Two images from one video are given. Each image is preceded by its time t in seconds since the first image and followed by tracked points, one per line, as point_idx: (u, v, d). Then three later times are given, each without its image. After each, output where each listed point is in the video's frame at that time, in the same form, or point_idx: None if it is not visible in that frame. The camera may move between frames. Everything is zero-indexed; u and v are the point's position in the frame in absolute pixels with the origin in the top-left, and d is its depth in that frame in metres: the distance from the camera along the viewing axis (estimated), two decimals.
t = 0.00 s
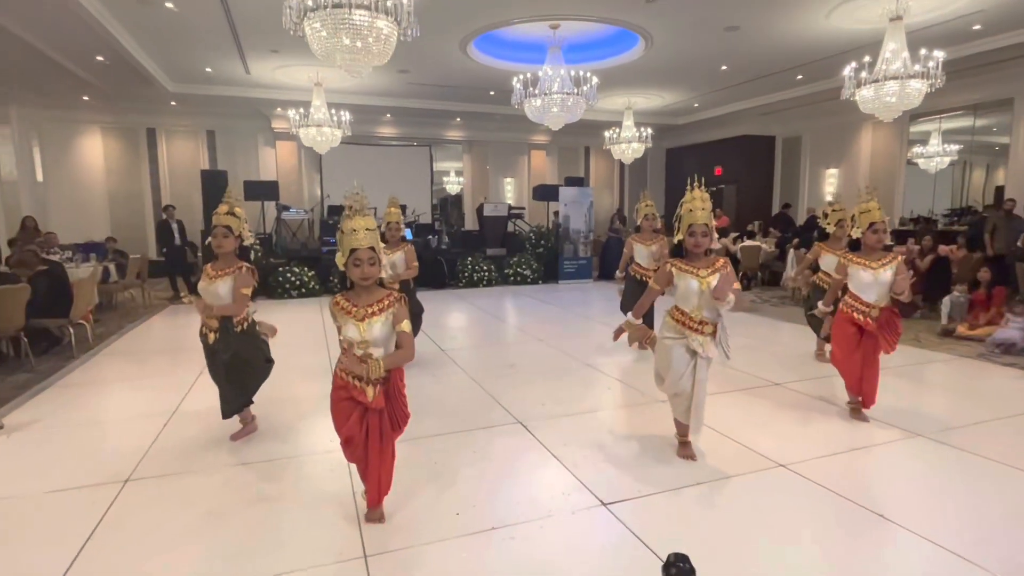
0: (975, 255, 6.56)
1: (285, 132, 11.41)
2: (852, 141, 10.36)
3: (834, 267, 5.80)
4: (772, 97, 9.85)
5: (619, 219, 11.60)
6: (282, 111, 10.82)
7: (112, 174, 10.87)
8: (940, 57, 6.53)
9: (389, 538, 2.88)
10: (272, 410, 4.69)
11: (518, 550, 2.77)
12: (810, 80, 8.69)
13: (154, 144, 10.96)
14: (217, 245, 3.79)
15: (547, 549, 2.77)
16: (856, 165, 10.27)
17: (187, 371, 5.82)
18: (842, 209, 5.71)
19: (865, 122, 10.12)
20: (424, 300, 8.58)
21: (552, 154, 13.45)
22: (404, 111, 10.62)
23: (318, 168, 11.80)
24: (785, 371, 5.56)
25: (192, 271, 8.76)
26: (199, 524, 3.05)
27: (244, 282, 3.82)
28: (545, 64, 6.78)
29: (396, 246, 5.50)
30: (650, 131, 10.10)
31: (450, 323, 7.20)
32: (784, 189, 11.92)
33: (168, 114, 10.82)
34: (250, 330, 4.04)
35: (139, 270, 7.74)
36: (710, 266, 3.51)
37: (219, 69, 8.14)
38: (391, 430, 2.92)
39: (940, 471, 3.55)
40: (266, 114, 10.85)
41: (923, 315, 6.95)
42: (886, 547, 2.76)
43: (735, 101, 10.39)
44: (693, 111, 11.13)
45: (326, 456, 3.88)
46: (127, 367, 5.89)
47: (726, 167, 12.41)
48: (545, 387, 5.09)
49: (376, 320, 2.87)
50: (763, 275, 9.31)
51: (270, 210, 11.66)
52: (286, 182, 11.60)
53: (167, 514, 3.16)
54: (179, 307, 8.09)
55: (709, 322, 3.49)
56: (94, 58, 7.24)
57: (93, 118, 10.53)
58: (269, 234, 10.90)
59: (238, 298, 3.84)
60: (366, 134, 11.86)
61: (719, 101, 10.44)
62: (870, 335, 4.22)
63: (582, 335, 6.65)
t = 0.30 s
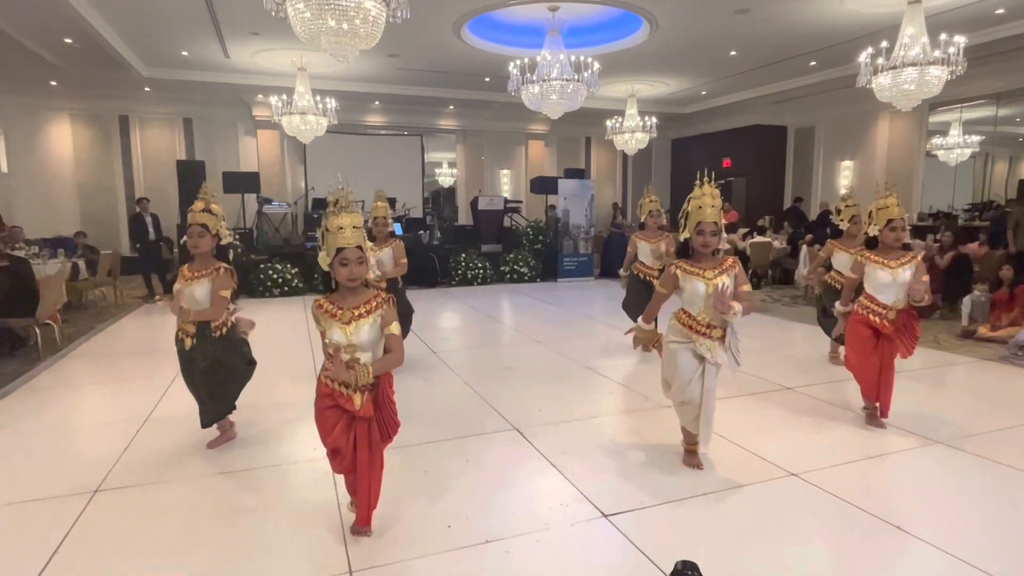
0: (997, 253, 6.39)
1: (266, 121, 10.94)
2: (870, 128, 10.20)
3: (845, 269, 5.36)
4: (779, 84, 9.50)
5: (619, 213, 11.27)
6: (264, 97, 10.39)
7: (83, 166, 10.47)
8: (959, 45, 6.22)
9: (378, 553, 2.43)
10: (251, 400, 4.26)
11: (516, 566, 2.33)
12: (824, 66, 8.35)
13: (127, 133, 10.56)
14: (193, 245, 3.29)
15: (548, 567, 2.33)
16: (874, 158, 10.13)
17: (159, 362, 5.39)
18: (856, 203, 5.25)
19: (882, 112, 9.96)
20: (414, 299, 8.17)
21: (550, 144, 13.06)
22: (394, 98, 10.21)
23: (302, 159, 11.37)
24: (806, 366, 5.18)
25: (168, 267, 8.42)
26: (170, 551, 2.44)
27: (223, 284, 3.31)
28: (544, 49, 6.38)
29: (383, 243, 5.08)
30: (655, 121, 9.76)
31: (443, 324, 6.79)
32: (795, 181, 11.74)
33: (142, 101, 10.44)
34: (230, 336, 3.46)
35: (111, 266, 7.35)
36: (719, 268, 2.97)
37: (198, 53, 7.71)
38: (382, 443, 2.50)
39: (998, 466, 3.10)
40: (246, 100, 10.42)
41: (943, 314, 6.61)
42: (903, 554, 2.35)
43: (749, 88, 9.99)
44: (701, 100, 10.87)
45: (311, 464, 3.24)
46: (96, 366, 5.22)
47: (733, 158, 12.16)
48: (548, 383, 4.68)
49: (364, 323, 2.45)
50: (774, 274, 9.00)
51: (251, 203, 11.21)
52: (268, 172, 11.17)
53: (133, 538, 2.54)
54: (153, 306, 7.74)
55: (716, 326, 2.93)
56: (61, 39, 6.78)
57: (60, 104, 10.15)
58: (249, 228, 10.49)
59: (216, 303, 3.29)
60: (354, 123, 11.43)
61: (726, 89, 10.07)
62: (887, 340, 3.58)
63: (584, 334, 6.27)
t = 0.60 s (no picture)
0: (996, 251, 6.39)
1: (260, 116, 10.86)
2: (869, 126, 10.18)
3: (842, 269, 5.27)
4: (776, 81, 9.47)
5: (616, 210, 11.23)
6: (257, 93, 10.30)
7: (73, 161, 10.37)
8: (959, 42, 6.17)
9: (372, 553, 2.37)
10: (244, 399, 4.19)
11: (511, 567, 2.27)
12: (824, 62, 8.32)
13: (119, 128, 10.47)
14: (185, 244, 3.22)
15: (543, 567, 2.27)
16: (873, 156, 10.11)
17: (150, 359, 5.33)
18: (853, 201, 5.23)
19: (882, 109, 9.94)
20: (410, 298, 8.12)
21: (547, 141, 13.00)
22: (389, 94, 10.14)
23: (296, 156, 11.30)
24: (806, 365, 5.15)
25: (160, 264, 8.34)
26: (161, 552, 2.38)
27: (216, 283, 3.23)
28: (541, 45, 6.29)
29: (379, 240, 5.01)
30: (652, 118, 9.71)
31: (438, 322, 6.74)
32: (793, 179, 11.72)
33: (134, 96, 10.35)
34: (221, 334, 3.39)
35: (101, 263, 7.27)
36: (717, 264, 2.92)
37: (190, 47, 7.62)
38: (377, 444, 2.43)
39: (1000, 466, 3.05)
40: (239, 95, 10.33)
41: (942, 313, 6.59)
42: (905, 556, 2.29)
43: (749, 84, 9.93)
44: (701, 97, 10.84)
45: (306, 463, 3.18)
46: (88, 365, 5.12)
47: (732, 156, 12.13)
48: (545, 382, 4.62)
49: (358, 322, 2.39)
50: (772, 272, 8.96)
51: (244, 200, 11.12)
52: (262, 169, 11.09)
53: (123, 538, 2.48)
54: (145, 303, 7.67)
55: (715, 322, 2.88)
56: (50, 33, 6.68)
57: (50, 99, 10.06)
58: (242, 226, 10.42)
59: (210, 302, 3.22)
60: (349, 119, 11.35)
61: (724, 85, 10.02)
62: (884, 339, 3.54)
63: (582, 333, 6.22)
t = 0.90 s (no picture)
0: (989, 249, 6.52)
1: (255, 113, 10.83)
2: (865, 124, 10.21)
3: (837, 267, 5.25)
4: (773, 79, 9.48)
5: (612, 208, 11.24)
6: (252, 90, 10.26)
7: (65, 157, 10.31)
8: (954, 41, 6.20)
9: (368, 551, 2.36)
10: (238, 396, 4.18)
11: (507, 565, 2.27)
12: (820, 61, 8.34)
13: (112, 124, 10.41)
14: (179, 240, 3.19)
15: (540, 565, 2.27)
16: (868, 155, 10.15)
17: (143, 357, 5.31)
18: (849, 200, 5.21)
19: (877, 108, 9.97)
20: (406, 295, 8.11)
21: (543, 139, 13.00)
22: (384, 91, 10.11)
23: (292, 153, 11.26)
24: (801, 362, 5.17)
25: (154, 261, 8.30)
26: (157, 549, 2.37)
27: (212, 279, 3.20)
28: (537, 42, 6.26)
29: (377, 236, 5.00)
30: (648, 116, 9.72)
31: (434, 319, 6.74)
32: (788, 177, 11.75)
33: (127, 92, 10.29)
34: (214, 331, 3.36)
35: (94, 260, 7.24)
36: (712, 258, 2.92)
37: (184, 43, 7.58)
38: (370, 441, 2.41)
39: (993, 463, 3.07)
40: (234, 92, 10.29)
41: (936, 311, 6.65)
42: (901, 553, 2.30)
43: (745, 82, 9.94)
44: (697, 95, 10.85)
45: (302, 460, 3.17)
46: (81, 363, 5.08)
47: (728, 154, 12.16)
48: (541, 379, 4.63)
49: (354, 318, 2.37)
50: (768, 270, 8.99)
51: (239, 196, 11.08)
52: (257, 165, 11.05)
53: (117, 535, 2.47)
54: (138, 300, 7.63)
55: (711, 314, 2.87)
56: (43, 28, 6.62)
57: (42, 94, 9.99)
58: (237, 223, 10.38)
59: (204, 299, 3.19)
60: (345, 116, 11.31)
61: (721, 83, 10.03)
62: (878, 335, 3.54)
63: (577, 330, 6.23)
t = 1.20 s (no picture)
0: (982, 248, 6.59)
1: (250, 111, 10.80)
2: (860, 123, 10.23)
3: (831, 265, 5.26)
4: (768, 78, 9.50)
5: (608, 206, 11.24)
6: (246, 87, 10.22)
7: (59, 154, 10.25)
8: (948, 40, 6.22)
9: (360, 548, 2.36)
10: (231, 394, 4.16)
11: (502, 562, 2.27)
12: (815, 60, 8.37)
13: (106, 121, 10.35)
14: (174, 235, 3.18)
15: (534, 562, 2.28)
16: (863, 153, 10.18)
17: (137, 354, 5.28)
18: (843, 196, 5.17)
19: (872, 107, 10.00)
20: (402, 293, 8.10)
21: (539, 137, 12.99)
22: (379, 88, 10.08)
23: (287, 150, 11.22)
24: (795, 360, 5.19)
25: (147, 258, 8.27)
26: (152, 547, 2.36)
27: (210, 274, 3.23)
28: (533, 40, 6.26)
29: (374, 231, 4.98)
30: (644, 114, 9.73)
31: (429, 317, 6.73)
32: (783, 176, 11.78)
33: (121, 88, 10.23)
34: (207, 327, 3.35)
35: (87, 257, 7.20)
36: (706, 262, 2.93)
37: (178, 39, 7.55)
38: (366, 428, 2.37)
39: (984, 460, 3.09)
40: (228, 89, 10.24)
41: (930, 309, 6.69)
42: (893, 549, 2.31)
43: (740, 81, 9.96)
44: (692, 93, 10.86)
45: (296, 458, 3.17)
46: (74, 361, 5.05)
47: (723, 153, 12.18)
48: (535, 377, 4.63)
49: (350, 304, 2.39)
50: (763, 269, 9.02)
51: (234, 194, 11.04)
52: (252, 162, 11.01)
53: (112, 533, 2.46)
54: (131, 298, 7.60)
55: (702, 317, 2.88)
56: (35, 24, 6.57)
57: (34, 90, 9.92)
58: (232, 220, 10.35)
59: (201, 294, 3.20)
60: (339, 113, 11.28)
61: (716, 81, 10.04)
62: (868, 331, 3.55)
63: (573, 328, 6.24)
